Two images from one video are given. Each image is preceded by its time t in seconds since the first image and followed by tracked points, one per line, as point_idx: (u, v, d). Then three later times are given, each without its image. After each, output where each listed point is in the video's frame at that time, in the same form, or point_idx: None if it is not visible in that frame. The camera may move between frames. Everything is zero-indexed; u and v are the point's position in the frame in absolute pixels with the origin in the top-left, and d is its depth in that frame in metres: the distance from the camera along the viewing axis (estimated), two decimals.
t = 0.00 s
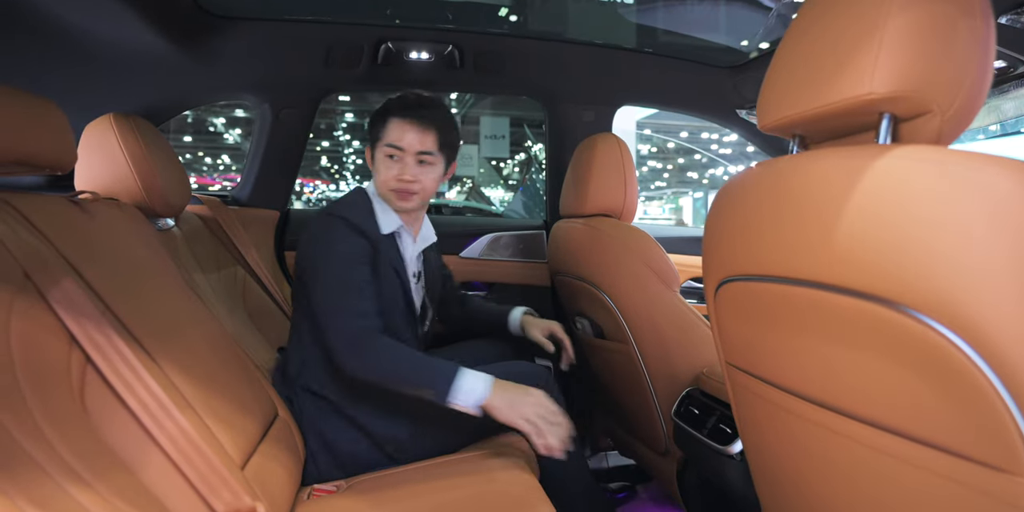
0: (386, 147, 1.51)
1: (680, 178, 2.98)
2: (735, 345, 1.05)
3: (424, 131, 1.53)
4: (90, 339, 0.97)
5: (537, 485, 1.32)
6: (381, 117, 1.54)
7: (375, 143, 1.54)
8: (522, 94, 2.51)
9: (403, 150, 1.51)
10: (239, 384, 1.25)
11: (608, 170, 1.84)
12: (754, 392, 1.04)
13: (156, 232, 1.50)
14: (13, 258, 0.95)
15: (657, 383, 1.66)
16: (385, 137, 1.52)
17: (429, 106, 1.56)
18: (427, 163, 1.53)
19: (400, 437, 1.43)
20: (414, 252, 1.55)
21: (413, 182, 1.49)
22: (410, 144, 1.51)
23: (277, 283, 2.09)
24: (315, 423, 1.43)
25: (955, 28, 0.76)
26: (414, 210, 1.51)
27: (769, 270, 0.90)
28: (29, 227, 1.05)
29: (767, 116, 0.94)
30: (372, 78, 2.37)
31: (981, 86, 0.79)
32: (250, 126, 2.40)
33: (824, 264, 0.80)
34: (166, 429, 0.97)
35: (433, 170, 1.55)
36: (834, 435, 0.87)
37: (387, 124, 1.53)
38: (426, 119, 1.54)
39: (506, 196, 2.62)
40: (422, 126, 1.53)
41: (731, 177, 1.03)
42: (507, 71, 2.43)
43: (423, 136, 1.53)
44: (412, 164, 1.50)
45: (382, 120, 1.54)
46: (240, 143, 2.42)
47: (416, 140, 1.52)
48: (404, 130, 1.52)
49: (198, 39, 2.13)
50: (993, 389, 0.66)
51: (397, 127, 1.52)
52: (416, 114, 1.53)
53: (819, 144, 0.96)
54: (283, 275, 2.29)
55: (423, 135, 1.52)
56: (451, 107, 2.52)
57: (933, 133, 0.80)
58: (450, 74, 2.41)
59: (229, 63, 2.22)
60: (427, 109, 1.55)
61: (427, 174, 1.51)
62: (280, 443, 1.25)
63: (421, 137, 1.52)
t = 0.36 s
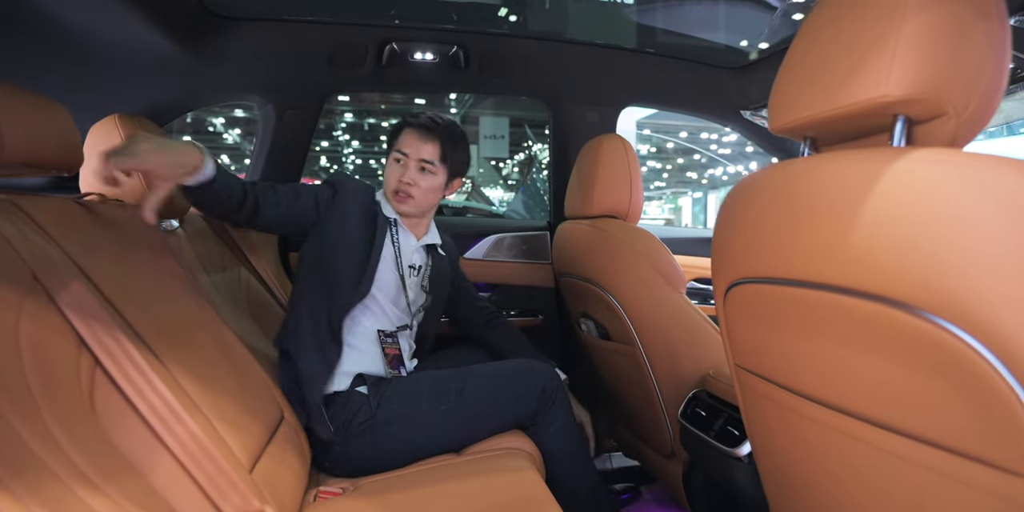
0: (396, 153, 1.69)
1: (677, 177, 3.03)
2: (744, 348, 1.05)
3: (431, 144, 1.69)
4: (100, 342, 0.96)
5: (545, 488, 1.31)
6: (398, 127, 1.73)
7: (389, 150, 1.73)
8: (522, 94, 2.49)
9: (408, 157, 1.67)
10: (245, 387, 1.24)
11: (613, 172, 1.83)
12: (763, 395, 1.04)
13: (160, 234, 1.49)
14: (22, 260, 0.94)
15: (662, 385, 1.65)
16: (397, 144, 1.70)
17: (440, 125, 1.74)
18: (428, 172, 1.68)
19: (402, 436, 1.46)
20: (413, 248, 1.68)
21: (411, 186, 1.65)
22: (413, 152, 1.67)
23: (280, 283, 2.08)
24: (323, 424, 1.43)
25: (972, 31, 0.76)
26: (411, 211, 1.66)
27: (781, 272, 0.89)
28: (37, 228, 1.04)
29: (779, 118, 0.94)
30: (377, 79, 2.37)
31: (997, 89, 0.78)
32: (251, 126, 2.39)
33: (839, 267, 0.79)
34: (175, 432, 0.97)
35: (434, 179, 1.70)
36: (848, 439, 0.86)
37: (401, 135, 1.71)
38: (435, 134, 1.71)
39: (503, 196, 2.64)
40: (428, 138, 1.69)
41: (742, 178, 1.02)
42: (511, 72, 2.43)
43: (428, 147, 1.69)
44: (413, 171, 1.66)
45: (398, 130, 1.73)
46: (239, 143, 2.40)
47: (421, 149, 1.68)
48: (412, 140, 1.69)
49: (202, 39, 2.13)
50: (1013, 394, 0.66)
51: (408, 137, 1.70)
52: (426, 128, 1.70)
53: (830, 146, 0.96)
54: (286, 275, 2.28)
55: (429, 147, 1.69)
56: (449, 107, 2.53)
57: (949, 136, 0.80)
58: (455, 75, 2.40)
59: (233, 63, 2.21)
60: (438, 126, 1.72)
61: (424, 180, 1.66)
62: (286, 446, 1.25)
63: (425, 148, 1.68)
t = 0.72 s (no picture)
0: (423, 166, 1.67)
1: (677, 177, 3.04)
2: (755, 347, 1.05)
3: (458, 164, 1.69)
4: (111, 341, 0.96)
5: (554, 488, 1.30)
6: (425, 139, 1.70)
7: (413, 159, 1.70)
8: (522, 94, 2.49)
9: (436, 175, 1.66)
10: (253, 386, 1.24)
11: (619, 172, 1.83)
12: (774, 394, 1.04)
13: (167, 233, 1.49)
14: (34, 259, 0.94)
15: (670, 385, 1.65)
16: (424, 158, 1.67)
17: (468, 142, 1.73)
18: (453, 190, 1.69)
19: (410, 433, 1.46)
20: (424, 251, 1.70)
21: (437, 205, 1.66)
22: (443, 171, 1.66)
23: (285, 283, 2.08)
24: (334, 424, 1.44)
25: (989, 29, 0.76)
26: (430, 225, 1.68)
27: (795, 271, 0.89)
28: (48, 227, 1.05)
29: (790, 117, 0.94)
30: (382, 79, 2.37)
31: (1012, 88, 0.78)
32: (250, 125, 2.42)
33: (855, 266, 0.79)
34: (185, 431, 0.97)
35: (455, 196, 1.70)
36: (863, 439, 0.86)
37: (430, 149, 1.68)
38: (463, 153, 1.70)
39: (501, 196, 2.65)
40: (458, 157, 1.69)
41: (754, 176, 1.02)
42: (516, 72, 2.43)
43: (458, 165, 1.68)
44: (439, 189, 1.66)
45: (425, 142, 1.69)
46: (238, 142, 2.42)
47: (450, 168, 1.67)
48: (442, 156, 1.67)
49: (208, 39, 2.13)
50: None
51: (436, 153, 1.67)
52: (456, 147, 1.69)
53: (842, 145, 0.96)
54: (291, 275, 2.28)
55: (456, 168, 1.68)
56: (449, 108, 2.57)
57: (964, 134, 0.79)
58: (460, 74, 2.40)
59: (239, 62, 2.21)
60: (465, 144, 1.71)
61: (450, 199, 1.67)
62: (294, 445, 1.25)
63: (455, 168, 1.68)
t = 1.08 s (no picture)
0: (401, 153, 1.67)
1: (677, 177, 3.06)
2: (755, 345, 1.06)
3: (436, 147, 1.68)
4: (116, 338, 0.97)
5: (554, 485, 1.30)
6: (402, 126, 1.70)
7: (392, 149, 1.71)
8: (522, 94, 2.49)
9: (414, 160, 1.66)
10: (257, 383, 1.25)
11: (619, 171, 1.83)
12: (775, 391, 1.04)
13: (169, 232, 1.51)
14: (40, 257, 0.95)
15: (670, 383, 1.66)
16: (402, 145, 1.68)
17: (446, 126, 1.72)
18: (433, 175, 1.68)
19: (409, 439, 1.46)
20: (410, 241, 1.69)
21: (416, 190, 1.65)
22: (421, 155, 1.67)
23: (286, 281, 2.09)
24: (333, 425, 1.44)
25: (988, 28, 0.77)
26: (414, 213, 1.67)
27: (795, 269, 0.90)
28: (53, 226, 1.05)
29: (789, 116, 0.95)
30: (383, 79, 2.37)
31: (1010, 87, 0.79)
32: (250, 125, 2.41)
33: (854, 264, 0.80)
34: (189, 428, 0.97)
35: (438, 181, 1.70)
36: (862, 435, 0.87)
37: (406, 135, 1.69)
38: (442, 137, 1.70)
39: (501, 196, 2.64)
40: (436, 141, 1.69)
41: (755, 174, 1.03)
42: (517, 71, 2.44)
43: (436, 150, 1.68)
44: (418, 174, 1.66)
45: (402, 130, 1.70)
46: (238, 142, 2.43)
47: (429, 152, 1.68)
48: (419, 142, 1.68)
49: (210, 38, 2.14)
50: None
51: (413, 139, 1.68)
52: (432, 131, 1.69)
53: (842, 144, 0.97)
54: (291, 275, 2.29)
55: (434, 151, 1.68)
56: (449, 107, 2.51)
57: (964, 132, 0.80)
58: (461, 74, 2.41)
59: (240, 61, 2.22)
60: (443, 128, 1.71)
61: (431, 184, 1.67)
62: (296, 443, 1.25)
63: (433, 152, 1.68)
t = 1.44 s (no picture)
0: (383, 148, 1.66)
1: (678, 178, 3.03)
2: (749, 342, 1.07)
3: (418, 138, 1.67)
4: (116, 336, 0.96)
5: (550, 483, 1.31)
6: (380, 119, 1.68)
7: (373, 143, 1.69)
8: (522, 94, 2.50)
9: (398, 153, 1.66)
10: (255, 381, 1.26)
11: (616, 170, 1.84)
12: (768, 388, 1.05)
13: (167, 231, 1.53)
14: (40, 254, 0.95)
15: (666, 382, 1.67)
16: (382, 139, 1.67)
17: (424, 113, 1.70)
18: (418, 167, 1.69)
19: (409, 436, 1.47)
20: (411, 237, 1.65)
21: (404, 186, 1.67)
22: (404, 149, 1.66)
23: (285, 280, 2.10)
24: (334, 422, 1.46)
25: (976, 28, 0.78)
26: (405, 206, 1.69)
27: (787, 266, 0.91)
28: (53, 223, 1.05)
29: (782, 115, 0.96)
30: (381, 79, 2.37)
31: (998, 86, 0.80)
32: (249, 126, 2.40)
33: (845, 261, 0.81)
34: (189, 427, 0.98)
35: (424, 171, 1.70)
36: (854, 431, 0.88)
37: (385, 129, 1.67)
38: (422, 127, 1.68)
39: (501, 197, 2.62)
40: (418, 133, 1.67)
41: (749, 173, 1.04)
42: (514, 71, 2.45)
43: (417, 140, 1.67)
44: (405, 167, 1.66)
45: (380, 123, 1.68)
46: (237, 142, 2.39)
47: (410, 144, 1.66)
48: (400, 135, 1.66)
49: (208, 38, 2.16)
50: (1016, 384, 0.67)
51: (392, 131, 1.66)
52: (412, 122, 1.67)
53: (834, 143, 0.98)
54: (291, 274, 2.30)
55: (416, 141, 1.66)
56: (448, 108, 2.51)
57: (953, 131, 0.81)
58: (459, 74, 2.42)
59: (239, 61, 2.22)
60: (423, 117, 1.69)
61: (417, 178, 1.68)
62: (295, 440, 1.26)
63: (415, 143, 1.66)
